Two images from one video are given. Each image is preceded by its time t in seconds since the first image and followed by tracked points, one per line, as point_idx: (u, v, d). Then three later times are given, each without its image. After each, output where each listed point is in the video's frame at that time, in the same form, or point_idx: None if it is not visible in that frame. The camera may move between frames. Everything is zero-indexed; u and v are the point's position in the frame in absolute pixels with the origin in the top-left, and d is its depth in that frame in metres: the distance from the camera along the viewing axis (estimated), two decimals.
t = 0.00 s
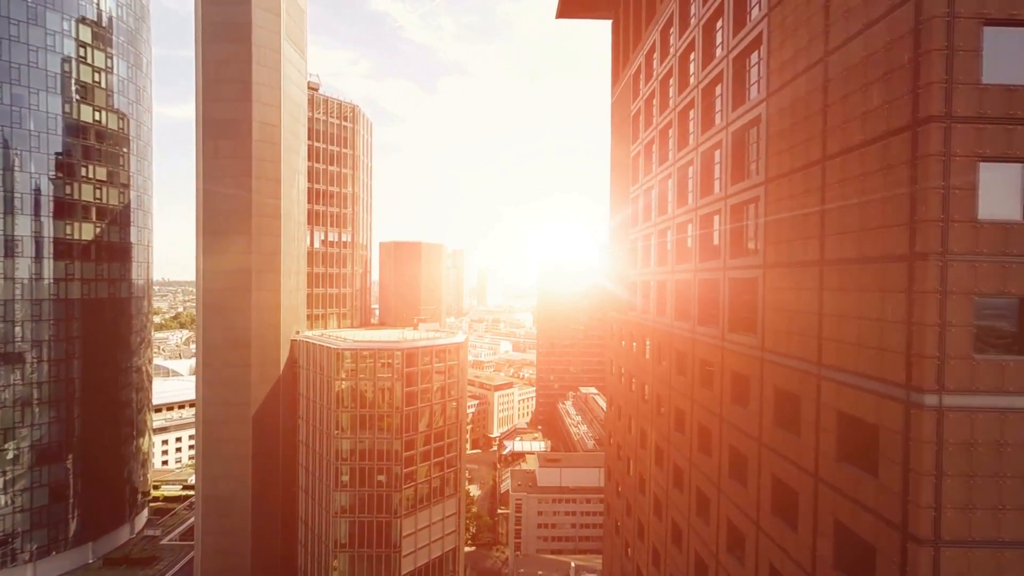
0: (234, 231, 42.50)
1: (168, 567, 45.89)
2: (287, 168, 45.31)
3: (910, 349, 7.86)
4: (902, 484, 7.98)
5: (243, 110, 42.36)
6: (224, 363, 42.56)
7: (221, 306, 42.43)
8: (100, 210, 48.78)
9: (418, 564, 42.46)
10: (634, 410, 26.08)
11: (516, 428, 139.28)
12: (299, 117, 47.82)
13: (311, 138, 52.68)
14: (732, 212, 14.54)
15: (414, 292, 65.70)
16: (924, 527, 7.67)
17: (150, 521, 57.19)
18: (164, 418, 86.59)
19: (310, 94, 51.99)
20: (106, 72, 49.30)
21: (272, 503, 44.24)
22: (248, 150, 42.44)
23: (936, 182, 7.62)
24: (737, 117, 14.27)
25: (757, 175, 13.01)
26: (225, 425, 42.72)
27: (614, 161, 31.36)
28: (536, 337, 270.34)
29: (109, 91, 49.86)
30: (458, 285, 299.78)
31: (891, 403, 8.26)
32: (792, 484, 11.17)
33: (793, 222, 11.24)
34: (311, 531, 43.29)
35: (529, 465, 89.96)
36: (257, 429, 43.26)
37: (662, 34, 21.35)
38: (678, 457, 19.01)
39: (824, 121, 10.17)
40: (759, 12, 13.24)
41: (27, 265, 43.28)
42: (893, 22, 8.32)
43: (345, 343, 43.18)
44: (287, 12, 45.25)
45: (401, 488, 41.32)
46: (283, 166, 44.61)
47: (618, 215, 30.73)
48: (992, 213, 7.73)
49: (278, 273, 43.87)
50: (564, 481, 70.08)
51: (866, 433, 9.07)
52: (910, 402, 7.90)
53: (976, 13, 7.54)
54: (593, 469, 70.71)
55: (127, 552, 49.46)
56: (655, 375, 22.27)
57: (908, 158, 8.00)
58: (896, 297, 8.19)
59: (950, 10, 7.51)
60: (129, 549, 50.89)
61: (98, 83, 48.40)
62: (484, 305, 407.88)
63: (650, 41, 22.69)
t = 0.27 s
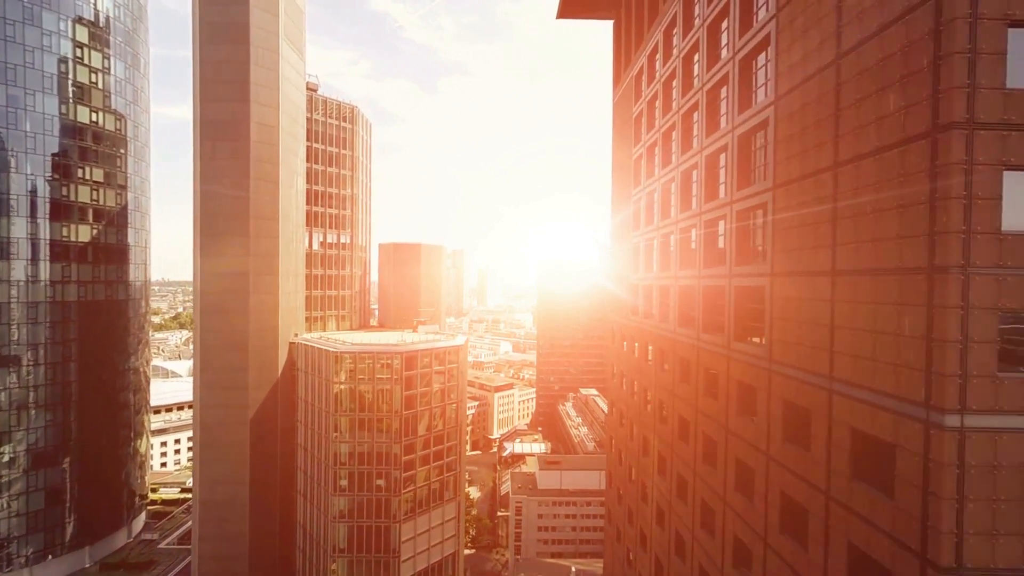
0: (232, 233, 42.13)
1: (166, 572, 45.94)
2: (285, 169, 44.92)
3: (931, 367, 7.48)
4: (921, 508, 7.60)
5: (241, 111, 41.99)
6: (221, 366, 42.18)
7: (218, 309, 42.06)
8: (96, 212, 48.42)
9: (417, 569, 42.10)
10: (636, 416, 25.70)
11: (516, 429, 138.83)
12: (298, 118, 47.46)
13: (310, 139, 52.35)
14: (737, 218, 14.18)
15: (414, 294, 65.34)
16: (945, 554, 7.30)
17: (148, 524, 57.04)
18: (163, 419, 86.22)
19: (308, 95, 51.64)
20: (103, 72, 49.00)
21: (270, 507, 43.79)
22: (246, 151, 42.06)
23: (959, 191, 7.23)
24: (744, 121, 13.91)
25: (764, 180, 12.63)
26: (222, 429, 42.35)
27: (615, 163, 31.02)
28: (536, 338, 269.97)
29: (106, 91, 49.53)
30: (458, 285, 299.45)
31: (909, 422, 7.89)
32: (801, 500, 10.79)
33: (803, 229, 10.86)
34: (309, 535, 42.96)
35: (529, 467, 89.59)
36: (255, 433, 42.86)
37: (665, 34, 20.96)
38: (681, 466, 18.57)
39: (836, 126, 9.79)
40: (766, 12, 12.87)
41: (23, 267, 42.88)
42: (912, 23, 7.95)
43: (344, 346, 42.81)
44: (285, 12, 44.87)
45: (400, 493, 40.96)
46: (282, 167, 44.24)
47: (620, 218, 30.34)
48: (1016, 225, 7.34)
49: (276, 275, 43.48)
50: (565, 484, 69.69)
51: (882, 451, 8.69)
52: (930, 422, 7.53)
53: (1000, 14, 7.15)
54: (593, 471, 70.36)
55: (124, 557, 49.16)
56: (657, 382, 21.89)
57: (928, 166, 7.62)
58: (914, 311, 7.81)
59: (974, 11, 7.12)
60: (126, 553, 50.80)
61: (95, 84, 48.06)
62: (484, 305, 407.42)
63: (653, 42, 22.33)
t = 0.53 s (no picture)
0: (230, 236, 41.77)
1: None
2: (284, 171, 44.55)
3: (954, 387, 7.11)
4: (943, 535, 7.23)
5: (238, 112, 41.66)
6: (219, 370, 41.81)
7: (216, 312, 41.70)
8: (93, 214, 48.04)
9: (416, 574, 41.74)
10: (638, 423, 25.30)
11: (516, 431, 138.40)
12: (296, 120, 47.12)
13: (309, 140, 51.99)
14: (744, 224, 13.81)
15: (413, 296, 64.98)
16: None
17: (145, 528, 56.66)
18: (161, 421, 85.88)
19: (307, 96, 51.29)
20: (100, 73, 48.64)
21: (268, 512, 43.39)
22: (244, 153, 41.72)
23: (983, 202, 6.86)
24: (750, 124, 13.55)
25: (772, 186, 12.27)
26: (220, 432, 41.99)
27: (617, 165, 30.67)
28: (536, 338, 269.58)
29: (103, 92, 49.17)
30: (458, 285, 299.20)
31: (929, 443, 7.53)
32: (812, 519, 10.41)
33: (814, 238, 10.49)
34: (308, 540, 42.59)
35: (529, 469, 89.20)
36: (253, 437, 42.49)
37: (668, 35, 20.60)
38: (684, 475, 18.20)
39: (849, 131, 9.43)
40: (773, 13, 12.52)
41: (19, 270, 42.46)
42: (932, 25, 7.57)
43: (343, 349, 42.45)
44: (284, 12, 44.52)
45: (399, 497, 40.59)
46: (280, 169, 43.87)
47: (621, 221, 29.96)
48: None
49: (274, 278, 43.11)
50: (565, 487, 69.30)
51: (900, 472, 8.31)
52: (953, 444, 7.16)
53: None
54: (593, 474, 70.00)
55: (121, 561, 48.76)
56: (660, 389, 21.52)
57: (950, 175, 7.26)
58: (935, 326, 7.44)
59: (998, 13, 6.75)
60: (123, 557, 50.45)
61: (92, 85, 47.72)
62: (484, 305, 407.19)
63: (656, 43, 21.97)
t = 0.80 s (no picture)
0: (227, 238, 41.41)
1: None
2: (282, 172, 44.18)
3: (978, 408, 6.76)
4: (966, 563, 6.88)
5: (236, 113, 41.31)
6: (216, 373, 41.45)
7: (213, 314, 41.34)
8: (90, 216, 47.66)
9: None
10: (639, 430, 24.90)
11: (516, 432, 137.87)
12: (295, 121, 46.75)
13: (307, 141, 51.62)
14: (750, 230, 13.45)
15: (412, 297, 64.54)
16: None
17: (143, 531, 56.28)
18: (160, 423, 85.48)
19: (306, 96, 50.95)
20: (97, 74, 48.30)
21: (266, 517, 43.01)
22: (241, 154, 41.37)
23: (1010, 214, 6.50)
24: (757, 128, 13.18)
25: (780, 192, 11.91)
26: (217, 436, 41.58)
27: (618, 167, 30.32)
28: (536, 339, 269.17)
29: (100, 93, 48.82)
30: (458, 285, 298.77)
31: (951, 466, 7.17)
32: (823, 538, 10.04)
33: (825, 247, 10.12)
34: (305, 545, 42.21)
35: (529, 471, 88.69)
36: (250, 441, 42.10)
37: (671, 36, 20.24)
38: (687, 486, 17.81)
39: (863, 137, 9.06)
40: (781, 14, 12.17)
41: (15, 272, 42.08)
42: (954, 26, 7.21)
43: (341, 352, 42.07)
44: (282, 12, 44.17)
45: (397, 502, 40.23)
46: (278, 170, 43.51)
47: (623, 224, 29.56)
48: None
49: (272, 280, 42.74)
50: (566, 489, 68.89)
51: (918, 493, 7.95)
52: (977, 468, 6.81)
53: None
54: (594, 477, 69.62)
55: (118, 566, 48.40)
56: (662, 397, 21.13)
57: (974, 184, 6.90)
58: (958, 344, 7.08)
59: None
60: (120, 562, 50.09)
61: (89, 86, 47.36)
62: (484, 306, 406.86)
63: (658, 44, 21.62)
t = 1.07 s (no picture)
0: (225, 240, 41.05)
1: None
2: (280, 174, 43.82)
3: (1006, 433, 6.40)
4: None
5: (234, 115, 40.95)
6: (214, 377, 41.10)
7: (211, 318, 40.97)
8: (87, 217, 47.28)
9: None
10: (641, 436, 24.51)
11: (516, 434, 137.43)
12: (293, 122, 46.40)
13: (306, 142, 51.24)
14: (757, 236, 13.09)
15: (412, 299, 64.16)
16: None
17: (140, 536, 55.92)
18: (158, 425, 85.10)
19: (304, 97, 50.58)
20: (94, 75, 47.92)
21: (264, 522, 42.63)
22: (239, 156, 41.02)
23: None
24: (765, 132, 12.82)
25: (789, 199, 11.54)
26: (214, 441, 41.20)
27: (620, 169, 29.94)
28: (536, 339, 268.82)
29: (97, 94, 48.44)
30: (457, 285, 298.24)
31: (976, 493, 6.81)
32: (835, 559, 9.67)
33: (837, 257, 9.75)
34: (304, 550, 41.83)
35: (529, 473, 88.31)
36: (248, 445, 41.71)
37: (674, 37, 19.88)
38: (691, 497, 17.42)
39: (879, 144, 8.70)
40: (790, 16, 11.81)
41: (10, 275, 41.68)
42: (979, 28, 6.84)
43: (340, 356, 41.70)
44: (280, 13, 43.82)
45: (396, 507, 39.86)
46: (276, 172, 43.15)
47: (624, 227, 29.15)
48: None
49: (270, 283, 42.37)
50: (566, 493, 68.51)
51: (939, 519, 7.58)
52: (1004, 497, 6.46)
53: None
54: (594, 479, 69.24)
55: (115, 570, 48.02)
56: (665, 404, 20.75)
57: (1001, 195, 6.54)
58: (984, 364, 6.73)
59: None
60: (117, 566, 49.74)
61: (86, 87, 46.98)
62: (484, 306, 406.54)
63: (661, 45, 21.24)
